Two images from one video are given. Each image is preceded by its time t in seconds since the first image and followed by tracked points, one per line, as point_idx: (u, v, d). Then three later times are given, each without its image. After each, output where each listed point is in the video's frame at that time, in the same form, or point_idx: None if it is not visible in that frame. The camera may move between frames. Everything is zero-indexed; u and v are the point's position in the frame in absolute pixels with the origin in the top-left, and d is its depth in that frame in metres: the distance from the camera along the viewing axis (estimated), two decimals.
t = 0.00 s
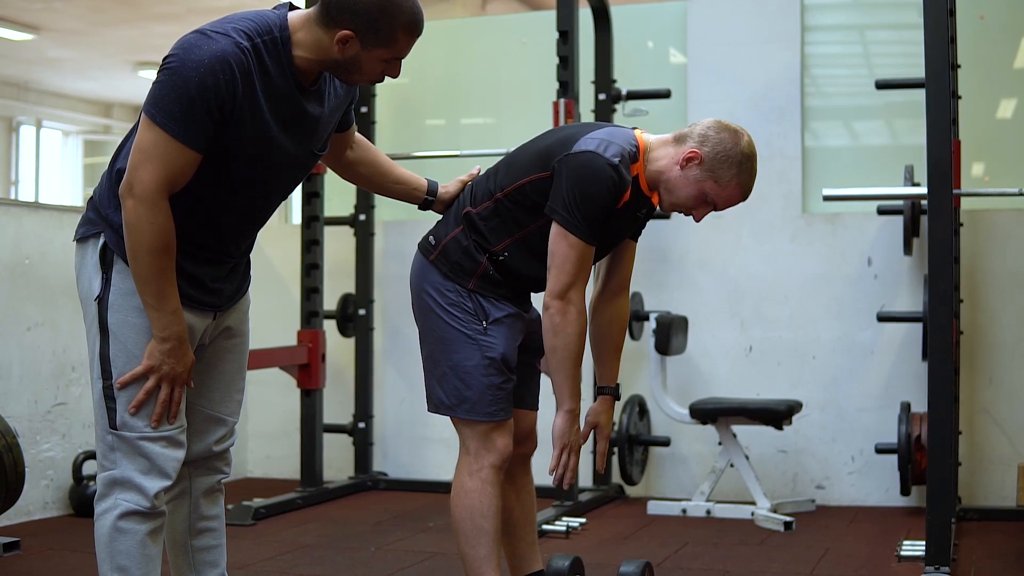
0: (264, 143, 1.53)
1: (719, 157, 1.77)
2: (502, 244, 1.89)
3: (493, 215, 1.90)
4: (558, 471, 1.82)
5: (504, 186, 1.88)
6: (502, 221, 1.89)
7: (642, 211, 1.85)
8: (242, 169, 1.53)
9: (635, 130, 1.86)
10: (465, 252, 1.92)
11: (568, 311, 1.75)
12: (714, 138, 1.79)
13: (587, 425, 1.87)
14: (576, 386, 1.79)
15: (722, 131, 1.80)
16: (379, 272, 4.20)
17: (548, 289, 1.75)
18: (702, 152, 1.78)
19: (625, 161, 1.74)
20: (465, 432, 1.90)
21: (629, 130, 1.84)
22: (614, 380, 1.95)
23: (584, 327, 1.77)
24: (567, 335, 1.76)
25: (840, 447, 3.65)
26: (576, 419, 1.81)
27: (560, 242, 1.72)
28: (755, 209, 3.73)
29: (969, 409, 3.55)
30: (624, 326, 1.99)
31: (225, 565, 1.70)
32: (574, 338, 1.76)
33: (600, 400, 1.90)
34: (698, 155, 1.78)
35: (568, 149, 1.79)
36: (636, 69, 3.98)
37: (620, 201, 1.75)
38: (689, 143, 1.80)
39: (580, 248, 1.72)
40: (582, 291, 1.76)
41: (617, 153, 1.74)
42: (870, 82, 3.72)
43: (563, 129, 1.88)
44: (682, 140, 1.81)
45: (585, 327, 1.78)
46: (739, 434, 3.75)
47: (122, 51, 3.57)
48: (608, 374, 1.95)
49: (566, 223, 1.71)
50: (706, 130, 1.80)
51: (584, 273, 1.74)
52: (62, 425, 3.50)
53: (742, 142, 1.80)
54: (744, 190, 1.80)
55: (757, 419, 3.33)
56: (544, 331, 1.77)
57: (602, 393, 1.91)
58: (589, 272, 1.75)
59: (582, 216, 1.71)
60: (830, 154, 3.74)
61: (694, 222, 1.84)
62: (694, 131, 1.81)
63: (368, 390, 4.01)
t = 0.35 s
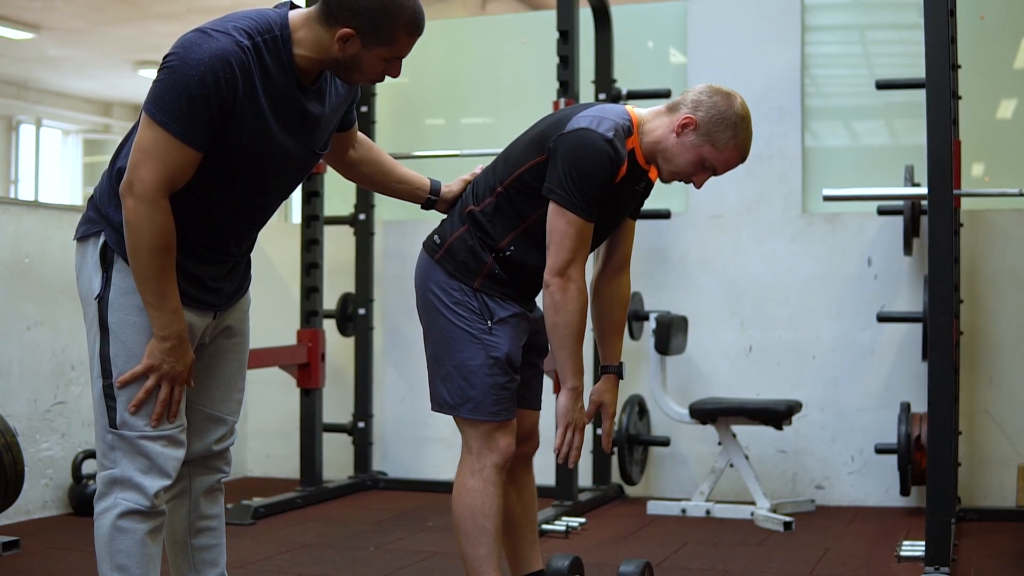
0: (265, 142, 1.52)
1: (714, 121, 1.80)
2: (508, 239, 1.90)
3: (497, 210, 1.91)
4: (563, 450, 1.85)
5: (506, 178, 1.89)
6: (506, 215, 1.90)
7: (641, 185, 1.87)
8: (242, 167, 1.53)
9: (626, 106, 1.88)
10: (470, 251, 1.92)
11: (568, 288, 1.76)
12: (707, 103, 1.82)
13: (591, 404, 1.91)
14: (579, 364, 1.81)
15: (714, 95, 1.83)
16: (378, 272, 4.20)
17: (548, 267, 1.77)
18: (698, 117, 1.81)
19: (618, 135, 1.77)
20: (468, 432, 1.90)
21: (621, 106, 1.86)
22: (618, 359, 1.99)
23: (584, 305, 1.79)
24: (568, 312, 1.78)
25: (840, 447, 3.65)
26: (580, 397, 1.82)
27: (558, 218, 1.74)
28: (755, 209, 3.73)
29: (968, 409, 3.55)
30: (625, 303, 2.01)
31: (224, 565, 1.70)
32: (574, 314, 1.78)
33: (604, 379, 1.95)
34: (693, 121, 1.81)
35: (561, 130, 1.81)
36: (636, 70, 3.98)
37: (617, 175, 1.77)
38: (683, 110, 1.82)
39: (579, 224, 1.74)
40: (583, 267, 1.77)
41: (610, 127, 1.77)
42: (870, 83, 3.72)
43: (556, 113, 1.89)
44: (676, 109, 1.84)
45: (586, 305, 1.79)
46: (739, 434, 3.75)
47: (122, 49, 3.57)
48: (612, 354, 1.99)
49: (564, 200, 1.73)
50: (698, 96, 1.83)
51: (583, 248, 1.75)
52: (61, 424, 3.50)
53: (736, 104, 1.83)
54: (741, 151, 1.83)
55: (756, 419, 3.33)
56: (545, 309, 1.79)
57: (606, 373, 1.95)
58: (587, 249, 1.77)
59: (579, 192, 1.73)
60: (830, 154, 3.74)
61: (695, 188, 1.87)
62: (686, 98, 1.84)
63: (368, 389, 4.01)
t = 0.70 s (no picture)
0: (266, 140, 1.52)
1: (703, 83, 1.81)
2: (513, 234, 1.90)
3: (500, 206, 1.91)
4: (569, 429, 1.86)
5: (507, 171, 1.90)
6: (509, 211, 1.90)
7: (636, 159, 1.86)
8: (243, 165, 1.53)
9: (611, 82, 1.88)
10: (476, 250, 1.92)
11: (567, 266, 1.78)
12: (693, 66, 1.82)
13: (595, 382, 1.96)
14: (581, 342, 1.82)
15: (699, 58, 1.83)
16: (379, 270, 4.20)
17: (546, 246, 1.79)
18: (685, 81, 1.81)
19: (608, 109, 1.79)
20: (470, 431, 1.90)
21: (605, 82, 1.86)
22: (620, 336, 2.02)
23: (583, 283, 1.80)
24: (568, 290, 1.79)
25: (840, 447, 3.65)
26: (584, 375, 1.84)
27: (554, 197, 1.76)
28: (756, 209, 3.73)
29: (968, 410, 3.55)
30: (625, 281, 2.04)
31: (225, 563, 1.70)
32: (575, 292, 1.80)
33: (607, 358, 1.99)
34: (682, 85, 1.81)
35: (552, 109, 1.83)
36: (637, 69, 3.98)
37: (611, 151, 1.79)
38: (670, 76, 1.83)
39: (575, 202, 1.76)
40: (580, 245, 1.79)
41: (599, 101, 1.79)
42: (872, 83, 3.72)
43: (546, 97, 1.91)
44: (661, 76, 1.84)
45: (585, 283, 1.81)
46: (739, 434, 3.75)
47: (123, 47, 3.57)
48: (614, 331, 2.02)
49: (560, 178, 1.75)
50: (683, 61, 1.83)
51: (579, 226, 1.77)
52: (61, 422, 3.50)
53: (721, 64, 1.84)
54: (732, 111, 1.83)
55: (757, 419, 3.33)
56: (546, 288, 1.80)
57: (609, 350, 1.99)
58: (583, 226, 1.79)
59: (572, 169, 1.75)
60: (832, 155, 3.73)
61: (691, 153, 1.87)
62: (672, 64, 1.84)
63: (368, 388, 4.01)
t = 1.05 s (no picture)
0: (261, 141, 1.52)
1: (681, 52, 1.83)
2: (511, 232, 1.90)
3: (496, 204, 1.91)
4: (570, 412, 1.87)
5: (501, 167, 1.91)
6: (506, 207, 1.90)
7: (620, 138, 1.87)
8: (238, 166, 1.53)
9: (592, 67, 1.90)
10: (475, 251, 1.92)
11: (559, 248, 1.80)
12: (670, 37, 1.84)
13: (595, 366, 1.96)
14: (577, 325, 1.85)
15: (675, 29, 1.86)
16: (376, 271, 4.20)
17: (537, 229, 1.80)
18: (664, 53, 1.83)
19: (590, 89, 1.81)
20: (468, 432, 1.90)
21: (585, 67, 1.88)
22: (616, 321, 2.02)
23: (576, 264, 1.81)
24: (561, 273, 1.80)
25: (836, 447, 3.65)
26: (581, 356, 1.86)
27: (543, 181, 1.78)
28: (752, 210, 3.74)
29: (965, 411, 3.56)
30: (619, 262, 2.06)
31: (221, 564, 1.70)
32: (568, 274, 1.81)
33: (606, 343, 1.99)
34: (661, 57, 1.83)
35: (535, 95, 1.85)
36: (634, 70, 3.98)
37: (596, 130, 1.80)
38: (648, 49, 1.85)
39: (563, 183, 1.78)
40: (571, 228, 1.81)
41: (581, 81, 1.81)
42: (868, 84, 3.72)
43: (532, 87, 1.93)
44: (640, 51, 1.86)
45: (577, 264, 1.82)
46: (736, 434, 3.75)
47: (120, 48, 3.57)
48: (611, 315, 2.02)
49: (548, 161, 1.77)
50: (659, 34, 1.86)
51: (569, 208, 1.79)
52: (59, 423, 3.50)
53: (697, 33, 1.86)
54: (713, 78, 1.85)
55: (753, 420, 3.33)
56: (538, 271, 1.82)
57: (607, 335, 1.99)
58: (573, 209, 1.80)
59: (559, 151, 1.77)
60: (828, 156, 3.74)
61: (677, 124, 1.88)
62: (649, 38, 1.86)
63: (365, 390, 4.01)
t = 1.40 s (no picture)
0: (263, 140, 1.52)
1: (663, 27, 1.84)
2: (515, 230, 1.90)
3: (498, 201, 1.91)
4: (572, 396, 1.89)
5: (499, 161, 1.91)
6: (506, 203, 1.91)
7: (611, 121, 1.88)
8: (239, 166, 1.53)
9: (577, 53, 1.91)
10: (480, 250, 1.92)
11: (554, 232, 1.82)
12: (651, 13, 1.85)
13: (595, 352, 1.95)
14: (576, 309, 1.85)
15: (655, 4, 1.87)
16: (377, 271, 4.20)
17: (531, 215, 1.82)
18: (647, 29, 1.84)
19: (577, 73, 1.83)
20: (470, 433, 1.90)
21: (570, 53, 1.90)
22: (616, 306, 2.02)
23: (572, 248, 1.83)
24: (557, 257, 1.82)
25: (838, 448, 3.65)
26: (581, 340, 1.87)
27: (537, 167, 1.80)
28: (754, 210, 3.74)
29: (967, 411, 3.55)
30: (614, 250, 2.07)
31: (222, 565, 1.70)
32: (565, 258, 1.82)
33: (606, 329, 1.98)
34: (644, 34, 1.84)
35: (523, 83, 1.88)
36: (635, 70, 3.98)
37: (585, 111, 1.82)
38: (631, 28, 1.86)
39: (556, 168, 1.79)
40: (565, 213, 1.83)
41: (569, 66, 1.84)
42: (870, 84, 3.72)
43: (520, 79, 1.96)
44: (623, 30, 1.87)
45: (573, 248, 1.84)
46: (737, 435, 3.75)
47: (121, 48, 3.56)
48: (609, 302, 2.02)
49: (540, 146, 1.79)
50: (640, 11, 1.86)
51: (562, 193, 1.81)
52: (59, 424, 3.50)
53: (678, 5, 1.87)
54: (698, 48, 1.86)
55: (755, 420, 3.33)
56: (535, 256, 1.83)
57: (607, 322, 1.98)
58: (567, 194, 1.82)
59: (550, 135, 1.79)
60: (829, 156, 3.73)
61: (668, 98, 1.90)
62: (630, 16, 1.87)
63: (366, 390, 4.01)
